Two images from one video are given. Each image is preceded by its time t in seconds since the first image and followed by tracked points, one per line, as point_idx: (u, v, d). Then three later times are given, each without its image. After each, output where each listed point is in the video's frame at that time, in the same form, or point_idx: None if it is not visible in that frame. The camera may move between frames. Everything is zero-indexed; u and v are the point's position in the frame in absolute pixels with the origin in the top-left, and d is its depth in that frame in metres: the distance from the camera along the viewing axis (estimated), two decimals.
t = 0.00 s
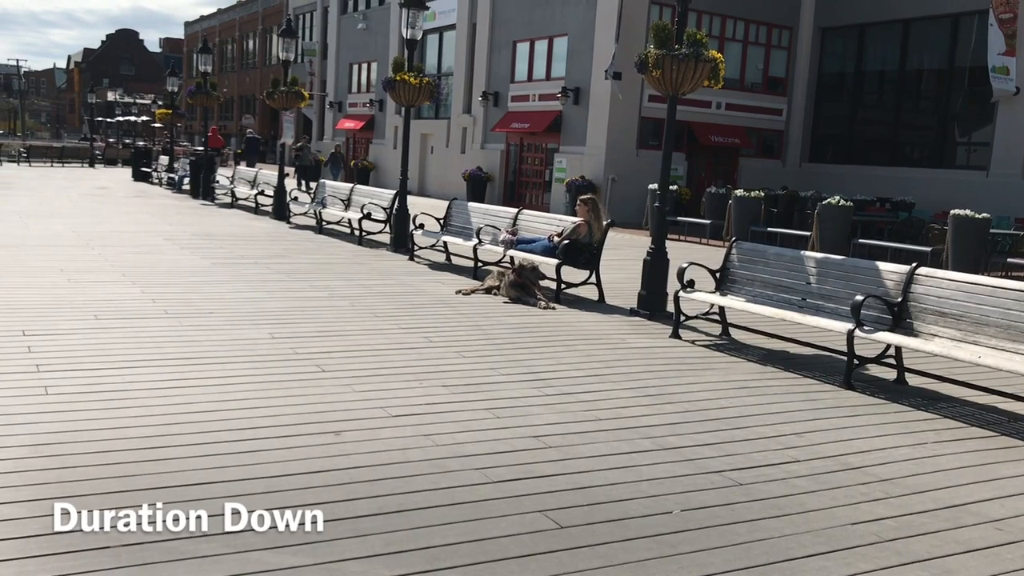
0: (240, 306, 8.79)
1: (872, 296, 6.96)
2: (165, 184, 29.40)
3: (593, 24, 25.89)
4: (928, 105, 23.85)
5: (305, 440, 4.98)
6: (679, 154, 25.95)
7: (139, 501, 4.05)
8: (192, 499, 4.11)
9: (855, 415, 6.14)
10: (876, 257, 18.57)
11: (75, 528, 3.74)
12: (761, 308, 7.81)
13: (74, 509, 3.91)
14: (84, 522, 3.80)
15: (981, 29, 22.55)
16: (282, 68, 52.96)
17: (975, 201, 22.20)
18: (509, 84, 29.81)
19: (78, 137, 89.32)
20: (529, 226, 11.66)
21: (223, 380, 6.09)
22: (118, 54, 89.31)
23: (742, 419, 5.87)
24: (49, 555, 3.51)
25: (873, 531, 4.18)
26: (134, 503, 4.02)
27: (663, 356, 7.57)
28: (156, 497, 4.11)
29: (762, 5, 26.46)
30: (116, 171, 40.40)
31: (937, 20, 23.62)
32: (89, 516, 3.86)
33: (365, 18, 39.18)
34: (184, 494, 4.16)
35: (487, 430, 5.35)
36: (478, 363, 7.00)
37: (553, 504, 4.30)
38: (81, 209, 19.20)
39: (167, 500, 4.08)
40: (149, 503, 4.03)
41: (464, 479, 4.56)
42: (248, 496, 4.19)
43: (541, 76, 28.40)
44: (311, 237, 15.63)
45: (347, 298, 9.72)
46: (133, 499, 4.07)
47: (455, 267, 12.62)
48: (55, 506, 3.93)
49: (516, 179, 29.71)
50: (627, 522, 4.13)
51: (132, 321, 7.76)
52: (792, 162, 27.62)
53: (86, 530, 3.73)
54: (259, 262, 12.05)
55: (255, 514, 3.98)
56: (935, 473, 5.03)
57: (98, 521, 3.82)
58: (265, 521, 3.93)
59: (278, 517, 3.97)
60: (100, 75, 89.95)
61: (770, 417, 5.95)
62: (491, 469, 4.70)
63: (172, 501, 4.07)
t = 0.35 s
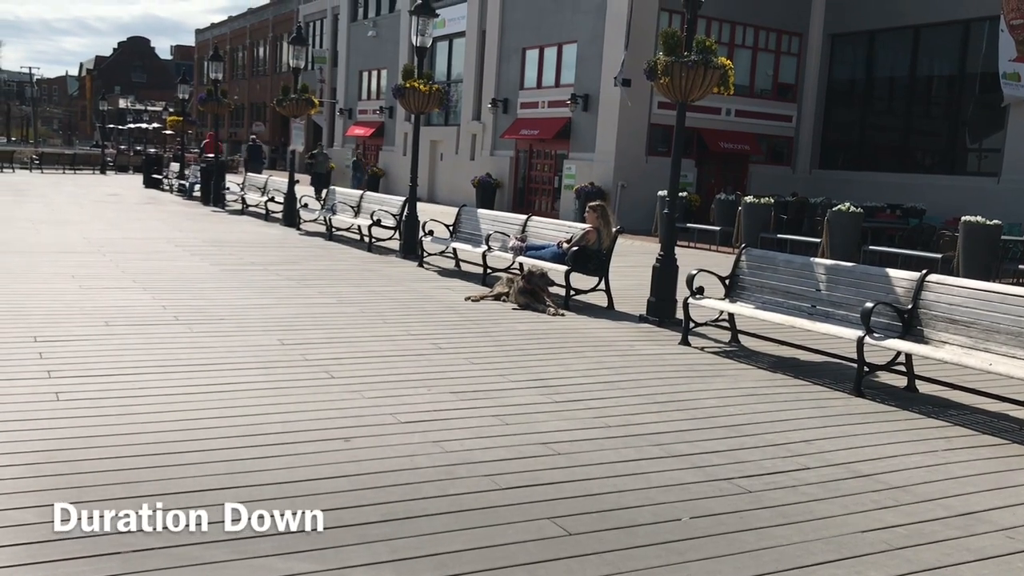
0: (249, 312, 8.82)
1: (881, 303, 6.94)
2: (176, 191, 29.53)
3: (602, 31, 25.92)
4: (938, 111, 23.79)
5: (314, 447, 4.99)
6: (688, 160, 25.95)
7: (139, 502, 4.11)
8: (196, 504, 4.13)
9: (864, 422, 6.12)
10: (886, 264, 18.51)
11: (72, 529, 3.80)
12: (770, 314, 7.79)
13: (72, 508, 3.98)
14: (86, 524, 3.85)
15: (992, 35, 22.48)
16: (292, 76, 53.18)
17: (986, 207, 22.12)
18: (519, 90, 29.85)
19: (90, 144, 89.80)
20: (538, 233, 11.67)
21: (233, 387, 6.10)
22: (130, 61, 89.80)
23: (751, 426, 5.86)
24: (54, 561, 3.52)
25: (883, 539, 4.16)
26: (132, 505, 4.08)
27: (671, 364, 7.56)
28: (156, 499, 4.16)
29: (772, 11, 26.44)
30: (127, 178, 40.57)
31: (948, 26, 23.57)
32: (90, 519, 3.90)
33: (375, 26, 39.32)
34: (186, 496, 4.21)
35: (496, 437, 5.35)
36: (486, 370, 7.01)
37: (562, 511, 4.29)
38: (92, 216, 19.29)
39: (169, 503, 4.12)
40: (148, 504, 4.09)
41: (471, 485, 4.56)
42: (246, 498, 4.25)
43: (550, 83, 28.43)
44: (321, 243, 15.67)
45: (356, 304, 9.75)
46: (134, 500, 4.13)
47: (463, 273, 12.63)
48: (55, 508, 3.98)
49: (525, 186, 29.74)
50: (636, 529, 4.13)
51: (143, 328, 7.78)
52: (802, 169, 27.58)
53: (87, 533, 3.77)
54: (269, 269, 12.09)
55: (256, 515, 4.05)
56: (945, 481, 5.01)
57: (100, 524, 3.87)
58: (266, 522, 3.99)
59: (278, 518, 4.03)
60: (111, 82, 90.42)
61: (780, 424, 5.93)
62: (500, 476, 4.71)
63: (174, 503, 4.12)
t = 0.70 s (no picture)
0: (268, 320, 8.87)
1: (900, 311, 6.92)
2: (195, 200, 29.72)
3: (618, 39, 25.94)
4: (957, 118, 23.67)
5: (331, 454, 5.01)
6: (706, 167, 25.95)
7: (138, 502, 4.20)
8: (194, 500, 4.26)
9: (883, 430, 6.10)
10: (904, 272, 18.44)
11: (72, 528, 3.89)
12: (788, 322, 7.78)
13: (71, 509, 4.06)
14: (85, 523, 3.94)
15: (1011, 41, 22.37)
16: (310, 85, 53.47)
17: (1007, 215, 21.97)
18: (535, 98, 29.91)
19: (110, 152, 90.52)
20: (554, 240, 11.69)
21: (251, 394, 6.14)
22: (149, 70, 90.52)
23: (769, 434, 5.86)
24: (76, 567, 3.56)
25: (902, 548, 4.15)
26: (134, 503, 4.19)
27: (689, 371, 7.56)
28: (155, 497, 4.27)
29: (789, 19, 26.39)
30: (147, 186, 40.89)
31: (967, 33, 23.45)
32: (89, 516, 4.01)
33: (392, 34, 39.50)
34: (187, 493, 4.34)
35: (513, 444, 5.37)
36: (504, 377, 7.02)
37: (578, 518, 4.30)
38: (112, 224, 19.45)
39: (165, 500, 4.24)
40: (149, 504, 4.19)
41: (488, 492, 4.57)
42: (243, 497, 4.35)
43: (566, 91, 28.47)
44: (338, 251, 15.74)
45: (373, 311, 9.79)
46: (138, 500, 4.23)
47: (480, 281, 12.66)
48: (54, 506, 4.09)
49: (542, 194, 29.77)
50: (652, 537, 4.13)
51: (162, 335, 7.84)
52: (820, 175, 27.49)
53: (86, 530, 3.88)
54: (287, 276, 12.15)
55: (256, 514, 4.14)
56: (965, 490, 4.99)
57: (100, 522, 3.96)
58: (266, 521, 4.07)
59: (279, 518, 4.11)
60: (130, 91, 91.14)
61: (798, 432, 5.92)
62: (517, 484, 4.72)
63: (174, 502, 4.23)
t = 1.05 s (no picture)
0: (265, 332, 8.85)
1: (896, 313, 6.92)
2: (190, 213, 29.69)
3: (611, 46, 25.99)
4: (950, 120, 23.74)
5: (331, 466, 5.00)
6: (700, 172, 26.01)
7: (138, 503, 4.36)
8: (190, 501, 4.41)
9: (882, 433, 6.09)
10: (901, 274, 18.45)
11: (72, 528, 4.04)
12: (785, 326, 7.78)
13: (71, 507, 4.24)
14: (85, 523, 4.09)
15: (1002, 42, 22.45)
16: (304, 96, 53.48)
17: (1003, 216, 22.00)
18: (529, 106, 29.94)
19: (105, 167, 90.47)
20: (551, 248, 11.68)
21: (249, 406, 6.13)
22: (144, 84, 90.51)
23: (768, 439, 5.85)
24: None
25: (901, 551, 4.14)
26: (134, 504, 4.34)
27: (687, 377, 7.54)
28: (156, 498, 4.43)
29: (781, 23, 26.45)
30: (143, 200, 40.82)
31: (959, 35, 23.53)
32: (87, 517, 4.15)
33: (386, 45, 39.53)
34: (185, 495, 4.47)
35: (512, 453, 5.35)
36: (501, 386, 7.01)
37: (578, 527, 4.29)
38: (108, 238, 19.43)
39: (165, 501, 4.40)
40: (149, 504, 4.34)
41: (487, 502, 4.56)
42: (241, 496, 4.50)
43: (560, 98, 28.50)
44: (335, 262, 15.72)
45: (370, 322, 9.78)
46: (135, 498, 4.41)
47: (478, 290, 12.64)
48: (55, 507, 4.25)
49: (538, 202, 29.78)
50: (652, 544, 4.12)
51: (158, 348, 7.83)
52: (815, 179, 27.52)
53: (85, 529, 4.03)
54: (284, 288, 12.14)
55: (257, 514, 4.27)
56: (965, 491, 4.98)
57: (99, 523, 4.10)
58: (266, 521, 4.20)
59: (279, 518, 4.24)
60: (125, 105, 91.09)
61: (797, 437, 5.91)
62: (515, 492, 4.71)
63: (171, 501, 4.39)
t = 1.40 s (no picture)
0: (267, 336, 8.85)
1: (901, 318, 6.90)
2: (193, 216, 29.70)
3: (614, 50, 26.00)
4: (954, 125, 23.73)
5: (336, 470, 4.99)
6: (704, 177, 26.05)
7: (138, 504, 4.39)
8: (192, 501, 4.44)
9: (887, 438, 6.08)
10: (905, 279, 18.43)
11: (72, 529, 4.06)
12: (788, 331, 7.77)
13: (71, 509, 4.27)
14: (85, 524, 4.11)
15: (1006, 47, 22.46)
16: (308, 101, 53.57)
17: (1006, 221, 21.96)
18: (532, 111, 29.95)
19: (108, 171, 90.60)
20: (554, 252, 11.69)
21: (252, 411, 6.11)
22: (147, 88, 90.69)
23: (773, 444, 5.83)
24: None
25: (908, 557, 4.13)
26: (134, 505, 4.36)
27: (691, 382, 7.53)
28: (157, 499, 4.45)
29: (784, 28, 26.46)
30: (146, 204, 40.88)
31: (962, 40, 23.53)
32: (88, 517, 4.18)
33: (389, 49, 39.58)
34: (188, 497, 4.49)
35: (516, 458, 5.34)
36: (505, 390, 7.00)
37: (583, 532, 4.28)
38: (111, 242, 19.44)
39: (166, 502, 4.42)
40: (149, 505, 4.37)
41: (492, 507, 4.54)
42: (243, 498, 4.51)
43: (563, 102, 28.51)
44: (337, 266, 15.72)
45: (373, 326, 9.77)
46: (138, 500, 4.43)
47: (481, 294, 12.63)
48: (54, 509, 4.25)
49: (540, 207, 29.79)
50: (657, 550, 4.10)
51: (161, 353, 7.83)
52: (817, 184, 27.50)
53: (85, 529, 4.06)
54: (287, 292, 12.14)
55: (257, 515, 4.29)
56: (971, 497, 4.97)
57: (100, 524, 4.13)
58: (266, 521, 4.23)
59: (278, 518, 4.27)
60: (128, 109, 91.24)
61: (801, 442, 5.89)
62: (520, 497, 4.69)
63: (172, 503, 4.41)
